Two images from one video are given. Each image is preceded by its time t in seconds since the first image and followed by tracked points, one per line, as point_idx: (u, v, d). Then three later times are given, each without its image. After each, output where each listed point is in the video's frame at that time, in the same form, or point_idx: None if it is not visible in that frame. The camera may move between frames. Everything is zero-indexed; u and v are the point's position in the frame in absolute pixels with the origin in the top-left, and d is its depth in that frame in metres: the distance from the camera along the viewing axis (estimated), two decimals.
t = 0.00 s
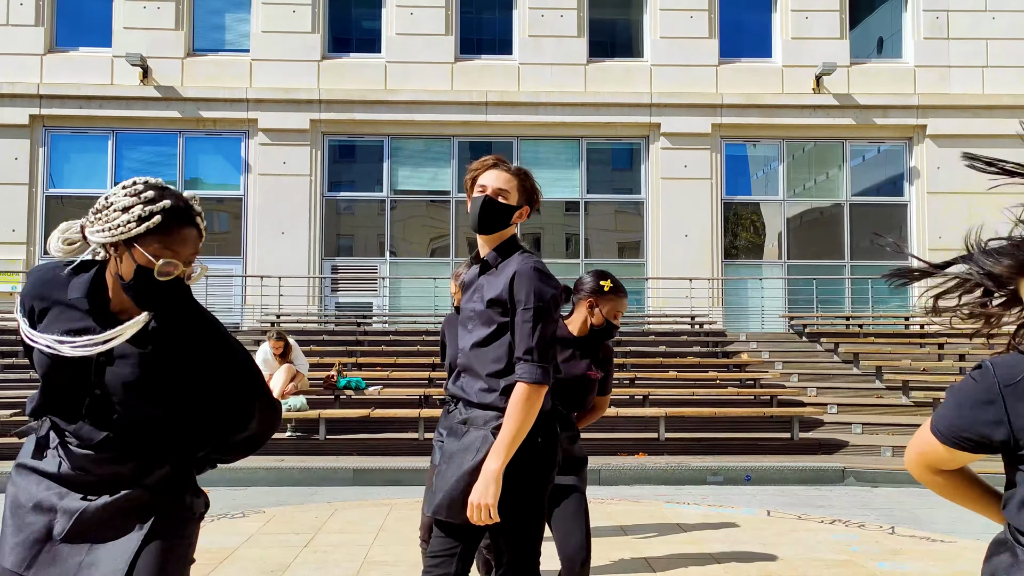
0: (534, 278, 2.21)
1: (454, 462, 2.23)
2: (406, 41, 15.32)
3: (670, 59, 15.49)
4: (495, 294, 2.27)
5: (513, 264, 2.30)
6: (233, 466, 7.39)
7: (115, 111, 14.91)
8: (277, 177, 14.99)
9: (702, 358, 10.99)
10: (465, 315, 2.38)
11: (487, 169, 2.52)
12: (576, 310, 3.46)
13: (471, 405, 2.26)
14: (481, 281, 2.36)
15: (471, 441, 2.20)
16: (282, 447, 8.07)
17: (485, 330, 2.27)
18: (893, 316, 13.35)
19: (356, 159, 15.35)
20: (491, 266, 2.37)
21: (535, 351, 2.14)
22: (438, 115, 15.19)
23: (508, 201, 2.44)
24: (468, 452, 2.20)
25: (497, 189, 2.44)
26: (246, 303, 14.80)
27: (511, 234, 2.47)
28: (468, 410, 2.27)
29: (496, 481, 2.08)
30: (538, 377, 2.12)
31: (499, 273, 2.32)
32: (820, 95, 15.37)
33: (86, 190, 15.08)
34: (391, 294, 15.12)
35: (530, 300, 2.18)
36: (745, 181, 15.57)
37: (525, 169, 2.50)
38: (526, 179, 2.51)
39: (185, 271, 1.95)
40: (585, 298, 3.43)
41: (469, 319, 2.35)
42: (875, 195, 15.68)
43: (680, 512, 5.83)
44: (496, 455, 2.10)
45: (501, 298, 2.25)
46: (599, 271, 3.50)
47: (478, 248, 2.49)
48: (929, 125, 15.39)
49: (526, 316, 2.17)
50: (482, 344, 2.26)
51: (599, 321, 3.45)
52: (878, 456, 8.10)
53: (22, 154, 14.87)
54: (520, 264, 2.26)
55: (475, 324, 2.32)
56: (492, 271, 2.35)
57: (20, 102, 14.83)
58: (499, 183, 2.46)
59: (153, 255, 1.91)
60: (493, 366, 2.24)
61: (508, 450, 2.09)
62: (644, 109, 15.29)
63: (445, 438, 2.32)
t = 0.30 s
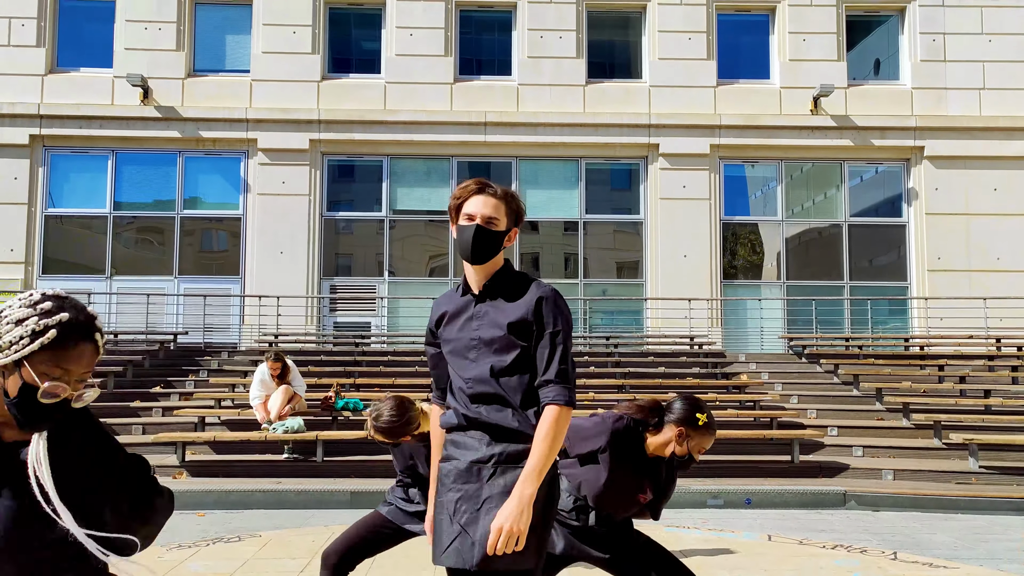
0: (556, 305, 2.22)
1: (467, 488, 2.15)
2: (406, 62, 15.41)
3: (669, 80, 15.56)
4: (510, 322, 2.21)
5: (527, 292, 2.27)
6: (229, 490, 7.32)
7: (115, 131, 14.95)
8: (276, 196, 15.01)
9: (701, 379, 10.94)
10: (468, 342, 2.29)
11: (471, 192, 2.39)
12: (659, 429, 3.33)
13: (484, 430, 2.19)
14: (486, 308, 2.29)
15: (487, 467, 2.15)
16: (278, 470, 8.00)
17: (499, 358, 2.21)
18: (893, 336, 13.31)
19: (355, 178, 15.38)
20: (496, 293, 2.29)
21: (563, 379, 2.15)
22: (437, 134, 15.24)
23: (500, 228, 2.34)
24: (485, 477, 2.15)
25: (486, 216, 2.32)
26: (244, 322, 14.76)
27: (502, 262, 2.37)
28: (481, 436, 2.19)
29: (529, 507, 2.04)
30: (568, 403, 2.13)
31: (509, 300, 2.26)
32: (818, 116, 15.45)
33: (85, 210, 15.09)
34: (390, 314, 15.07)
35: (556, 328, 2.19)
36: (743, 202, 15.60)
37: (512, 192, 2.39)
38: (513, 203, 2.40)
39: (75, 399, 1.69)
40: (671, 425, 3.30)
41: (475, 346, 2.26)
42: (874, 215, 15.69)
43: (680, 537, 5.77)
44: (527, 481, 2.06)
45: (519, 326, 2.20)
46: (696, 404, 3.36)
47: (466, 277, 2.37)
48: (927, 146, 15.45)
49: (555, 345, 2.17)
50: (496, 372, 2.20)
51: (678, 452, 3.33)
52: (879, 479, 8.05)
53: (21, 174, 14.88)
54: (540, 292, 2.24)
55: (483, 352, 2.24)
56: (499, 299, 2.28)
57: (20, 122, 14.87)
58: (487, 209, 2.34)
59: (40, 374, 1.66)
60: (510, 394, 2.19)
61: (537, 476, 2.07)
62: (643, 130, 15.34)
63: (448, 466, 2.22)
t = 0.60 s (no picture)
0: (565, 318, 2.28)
1: (486, 519, 2.19)
2: (407, 82, 15.51)
3: (669, 101, 15.64)
4: (522, 340, 2.23)
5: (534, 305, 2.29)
6: (227, 511, 7.28)
7: (117, 151, 15.03)
8: (277, 216, 15.06)
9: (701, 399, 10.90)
10: (473, 362, 2.27)
11: (466, 209, 2.39)
12: (723, 393, 3.29)
13: (503, 454, 2.18)
14: (489, 327, 2.29)
15: (505, 494, 2.18)
16: (277, 491, 7.96)
17: (513, 374, 2.21)
18: (894, 357, 13.29)
19: (356, 197, 15.43)
20: (499, 310, 2.30)
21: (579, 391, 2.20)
22: (437, 154, 15.30)
23: (496, 245, 2.34)
24: (503, 504, 2.18)
25: (483, 233, 2.33)
26: (244, 341, 14.76)
27: (496, 281, 2.38)
28: (501, 459, 2.18)
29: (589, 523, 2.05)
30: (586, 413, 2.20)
31: (515, 317, 2.28)
32: (817, 136, 15.52)
33: (86, 229, 15.13)
34: (390, 333, 15.05)
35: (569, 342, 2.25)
36: (743, 221, 15.64)
37: (508, 208, 2.40)
38: (507, 219, 2.41)
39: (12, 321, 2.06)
40: (734, 387, 3.29)
41: (485, 366, 2.25)
42: (873, 234, 15.71)
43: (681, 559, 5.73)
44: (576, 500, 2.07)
45: (531, 342, 2.22)
46: (758, 365, 3.38)
47: (461, 294, 2.36)
48: (926, 166, 15.51)
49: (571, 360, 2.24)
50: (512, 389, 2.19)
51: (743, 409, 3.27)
52: (881, 500, 8.00)
53: (23, 193, 14.95)
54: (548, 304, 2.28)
55: (494, 371, 2.23)
56: (504, 317, 2.28)
57: (23, 141, 14.95)
58: (483, 226, 2.34)
59: None
60: (528, 412, 2.19)
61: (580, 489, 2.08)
62: (643, 150, 15.41)
63: (467, 499, 2.22)
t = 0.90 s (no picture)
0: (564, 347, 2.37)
1: (474, 539, 2.17)
2: (408, 99, 15.59)
3: (669, 117, 15.70)
4: (528, 361, 2.28)
5: (539, 327, 2.36)
6: (227, 528, 7.25)
7: (119, 168, 15.10)
8: (278, 232, 15.10)
9: (703, 415, 10.86)
10: (477, 378, 2.26)
11: (471, 222, 2.41)
12: (780, 466, 3.32)
13: (500, 474, 2.18)
14: (494, 343, 2.30)
15: (493, 512, 2.18)
16: (277, 508, 7.92)
17: (517, 394, 2.24)
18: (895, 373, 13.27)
19: (357, 214, 15.48)
20: (505, 329, 2.33)
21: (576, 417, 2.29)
22: (438, 170, 15.35)
23: (502, 257, 2.37)
24: (491, 522, 2.17)
25: (489, 245, 2.36)
26: (245, 357, 14.76)
27: (502, 298, 2.40)
28: (496, 478, 2.18)
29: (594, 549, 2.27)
30: (581, 441, 2.38)
31: (522, 337, 2.33)
32: (817, 152, 15.58)
33: (88, 246, 15.16)
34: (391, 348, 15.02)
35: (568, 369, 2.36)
36: (744, 237, 15.66)
37: (513, 217, 2.42)
38: (512, 229, 2.44)
39: None
40: (791, 461, 3.30)
41: (489, 382, 2.25)
42: (873, 250, 15.72)
43: None
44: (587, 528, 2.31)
45: (537, 365, 2.28)
46: (822, 447, 3.35)
47: (465, 306, 2.37)
48: (926, 182, 15.55)
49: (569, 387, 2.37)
50: (517, 409, 2.22)
51: (794, 487, 3.31)
52: (883, 517, 7.96)
53: (26, 211, 15.01)
54: (553, 329, 2.36)
55: (498, 388, 2.24)
56: (510, 336, 2.32)
57: (25, 158, 15.01)
58: (489, 238, 2.37)
59: None
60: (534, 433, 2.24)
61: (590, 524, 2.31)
62: (643, 166, 15.45)
63: (456, 517, 2.19)
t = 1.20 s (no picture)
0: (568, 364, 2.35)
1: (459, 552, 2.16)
2: (410, 110, 15.65)
3: (670, 128, 15.75)
4: (532, 377, 2.25)
5: (546, 341, 2.34)
6: (230, 539, 7.26)
7: (122, 179, 15.17)
8: (281, 243, 15.15)
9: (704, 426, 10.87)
10: (479, 386, 2.22)
11: (473, 222, 2.36)
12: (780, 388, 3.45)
13: (492, 488, 2.16)
14: (499, 352, 2.27)
15: (480, 526, 2.16)
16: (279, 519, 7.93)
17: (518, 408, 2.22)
18: (897, 385, 13.27)
19: (359, 225, 15.53)
20: (514, 339, 2.29)
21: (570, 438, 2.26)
22: (440, 181, 15.41)
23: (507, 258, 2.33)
24: (476, 536, 2.16)
25: (494, 247, 2.31)
26: (247, 368, 14.80)
27: (510, 305, 2.36)
28: (487, 494, 2.16)
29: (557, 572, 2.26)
30: (566, 460, 2.34)
31: (528, 348, 2.30)
32: (818, 163, 15.62)
33: (91, 257, 15.21)
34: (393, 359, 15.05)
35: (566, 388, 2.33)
36: (745, 248, 15.70)
37: (515, 214, 2.38)
38: (516, 227, 2.39)
39: None
40: (785, 378, 3.44)
41: (491, 392, 2.22)
42: (875, 260, 15.73)
43: None
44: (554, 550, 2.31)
45: (542, 380, 2.26)
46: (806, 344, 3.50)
47: (472, 308, 2.33)
48: (927, 193, 15.59)
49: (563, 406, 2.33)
50: (517, 423, 2.20)
51: (809, 394, 3.40)
52: (885, 528, 7.96)
53: (30, 222, 15.08)
54: (560, 345, 2.35)
55: (501, 399, 2.22)
56: (516, 347, 2.29)
57: (29, 170, 15.10)
58: (493, 239, 2.33)
59: None
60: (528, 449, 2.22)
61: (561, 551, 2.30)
62: (644, 177, 15.50)
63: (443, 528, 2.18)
